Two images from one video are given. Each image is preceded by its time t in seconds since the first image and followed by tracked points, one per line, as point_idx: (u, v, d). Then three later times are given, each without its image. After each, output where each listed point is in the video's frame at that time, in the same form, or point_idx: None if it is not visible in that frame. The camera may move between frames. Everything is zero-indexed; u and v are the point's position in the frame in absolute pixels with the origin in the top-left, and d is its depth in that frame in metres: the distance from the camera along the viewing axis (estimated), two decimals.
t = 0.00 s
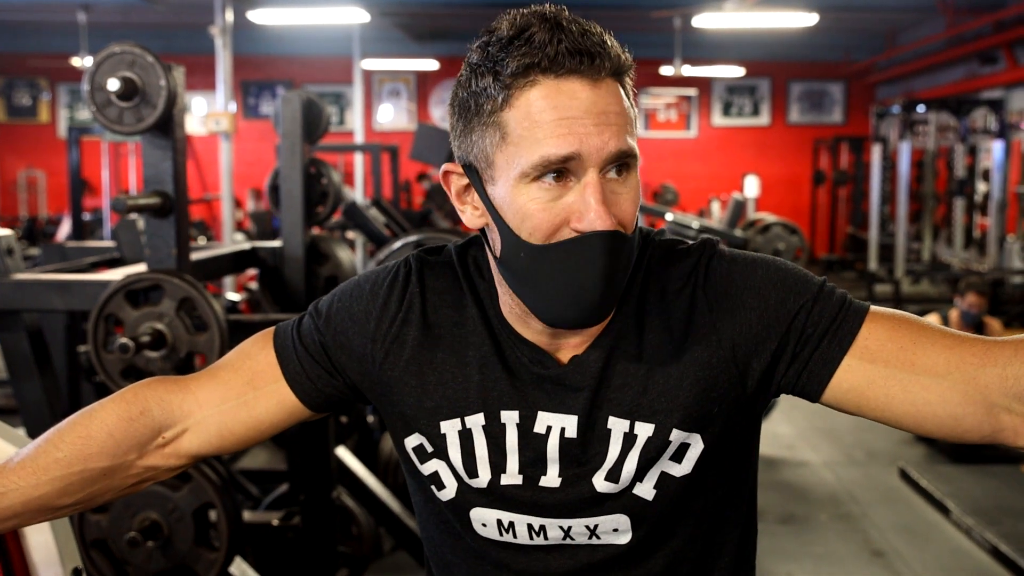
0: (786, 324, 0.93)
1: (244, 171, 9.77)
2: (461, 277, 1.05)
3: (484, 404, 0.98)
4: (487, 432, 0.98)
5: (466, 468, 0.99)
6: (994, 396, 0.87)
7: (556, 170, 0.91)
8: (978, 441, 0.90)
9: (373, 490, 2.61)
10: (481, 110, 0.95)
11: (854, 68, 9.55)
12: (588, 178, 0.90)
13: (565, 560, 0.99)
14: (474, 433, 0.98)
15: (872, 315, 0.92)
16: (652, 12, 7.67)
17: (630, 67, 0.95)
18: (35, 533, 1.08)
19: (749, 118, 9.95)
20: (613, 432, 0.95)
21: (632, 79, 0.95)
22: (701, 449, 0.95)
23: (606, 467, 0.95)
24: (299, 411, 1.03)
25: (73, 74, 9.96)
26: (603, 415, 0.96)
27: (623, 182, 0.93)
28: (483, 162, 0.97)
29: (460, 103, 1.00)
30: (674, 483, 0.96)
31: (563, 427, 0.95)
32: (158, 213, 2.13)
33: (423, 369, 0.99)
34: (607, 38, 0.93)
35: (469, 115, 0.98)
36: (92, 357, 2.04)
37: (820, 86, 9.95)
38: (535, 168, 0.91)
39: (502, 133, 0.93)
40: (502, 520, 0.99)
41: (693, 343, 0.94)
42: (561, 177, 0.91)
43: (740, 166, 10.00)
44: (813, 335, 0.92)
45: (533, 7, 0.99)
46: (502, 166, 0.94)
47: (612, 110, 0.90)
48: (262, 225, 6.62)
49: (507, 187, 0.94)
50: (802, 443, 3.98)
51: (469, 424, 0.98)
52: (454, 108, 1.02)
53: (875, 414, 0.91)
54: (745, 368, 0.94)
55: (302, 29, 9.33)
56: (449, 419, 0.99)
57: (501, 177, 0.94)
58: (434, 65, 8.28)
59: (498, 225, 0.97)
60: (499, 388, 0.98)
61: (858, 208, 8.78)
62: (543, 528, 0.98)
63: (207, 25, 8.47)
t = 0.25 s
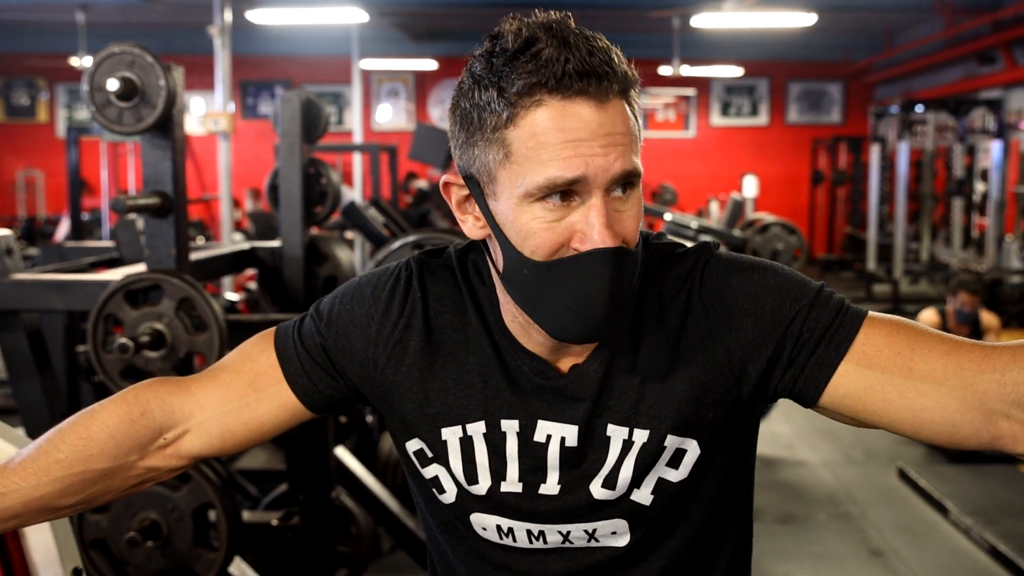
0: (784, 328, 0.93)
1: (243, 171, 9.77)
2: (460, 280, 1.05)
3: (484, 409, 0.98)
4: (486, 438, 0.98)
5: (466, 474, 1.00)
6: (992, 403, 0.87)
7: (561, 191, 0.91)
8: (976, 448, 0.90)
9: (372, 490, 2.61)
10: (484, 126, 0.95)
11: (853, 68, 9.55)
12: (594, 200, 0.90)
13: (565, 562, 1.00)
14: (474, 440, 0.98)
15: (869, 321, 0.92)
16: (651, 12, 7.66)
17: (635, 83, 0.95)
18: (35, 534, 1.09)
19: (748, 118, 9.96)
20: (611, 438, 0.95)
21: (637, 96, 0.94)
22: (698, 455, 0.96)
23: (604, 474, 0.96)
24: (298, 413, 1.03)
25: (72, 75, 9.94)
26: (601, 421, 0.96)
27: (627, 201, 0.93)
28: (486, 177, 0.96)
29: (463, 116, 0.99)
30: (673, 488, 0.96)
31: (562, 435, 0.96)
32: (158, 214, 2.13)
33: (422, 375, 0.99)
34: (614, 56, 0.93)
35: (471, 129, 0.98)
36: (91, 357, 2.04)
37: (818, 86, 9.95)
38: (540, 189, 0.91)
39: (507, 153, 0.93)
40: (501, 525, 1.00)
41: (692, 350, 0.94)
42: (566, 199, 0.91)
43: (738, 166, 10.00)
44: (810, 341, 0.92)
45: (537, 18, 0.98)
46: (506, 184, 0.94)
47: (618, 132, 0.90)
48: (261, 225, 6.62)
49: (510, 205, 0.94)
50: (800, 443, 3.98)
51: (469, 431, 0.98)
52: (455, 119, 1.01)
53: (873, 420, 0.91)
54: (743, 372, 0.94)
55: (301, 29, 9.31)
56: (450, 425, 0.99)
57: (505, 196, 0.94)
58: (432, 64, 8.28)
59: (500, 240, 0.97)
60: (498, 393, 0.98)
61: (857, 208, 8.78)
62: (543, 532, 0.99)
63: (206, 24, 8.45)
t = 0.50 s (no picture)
0: (784, 319, 0.93)
1: (242, 171, 9.76)
2: (461, 273, 1.05)
3: (485, 400, 0.98)
4: (487, 430, 0.98)
5: (466, 466, 0.99)
6: (993, 396, 0.87)
7: (568, 196, 0.91)
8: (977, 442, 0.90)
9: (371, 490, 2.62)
10: (489, 133, 0.95)
11: (851, 68, 9.55)
12: (600, 205, 0.91)
13: (564, 558, 1.00)
14: (475, 431, 0.98)
15: (871, 314, 0.92)
16: (649, 12, 7.66)
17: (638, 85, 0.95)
18: (35, 533, 1.09)
19: (746, 118, 9.96)
20: (611, 428, 0.95)
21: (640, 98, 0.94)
22: (699, 446, 0.95)
23: (605, 465, 0.95)
24: (297, 408, 1.04)
25: (70, 75, 9.94)
26: (602, 412, 0.96)
27: (633, 203, 0.93)
28: (491, 183, 0.97)
29: (466, 121, 0.99)
30: (673, 481, 0.96)
31: (564, 426, 0.96)
32: (157, 214, 2.13)
33: (423, 368, 1.00)
34: (616, 60, 0.92)
35: (475, 135, 0.98)
36: (91, 357, 2.04)
37: (817, 86, 9.96)
38: (547, 195, 0.91)
39: (513, 159, 0.93)
40: (501, 519, 1.00)
41: (693, 342, 0.95)
42: (572, 204, 0.91)
43: (737, 166, 10.00)
44: (810, 333, 0.92)
45: (537, 20, 0.98)
46: (512, 190, 0.94)
47: (622, 136, 0.90)
48: (259, 225, 6.62)
49: (517, 210, 0.94)
50: (799, 442, 3.98)
51: (469, 422, 0.98)
52: (458, 123, 1.02)
53: (874, 413, 0.91)
54: (743, 364, 0.94)
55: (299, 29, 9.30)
56: (450, 417, 0.99)
57: (512, 202, 0.94)
58: (431, 64, 8.28)
59: (505, 242, 0.97)
60: (498, 385, 0.98)
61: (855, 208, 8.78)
62: (543, 527, 0.98)
63: (204, 24, 8.45)
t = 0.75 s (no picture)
0: (784, 312, 0.93)
1: (240, 171, 9.77)
2: (460, 267, 1.05)
3: (484, 393, 0.98)
4: (486, 421, 0.98)
5: (464, 458, 0.99)
6: (992, 390, 0.87)
7: (560, 186, 0.91)
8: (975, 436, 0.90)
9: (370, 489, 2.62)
10: (484, 125, 0.95)
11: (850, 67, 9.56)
12: (592, 195, 0.91)
13: (560, 551, 0.99)
14: (473, 423, 0.98)
15: (870, 307, 0.92)
16: (648, 12, 7.67)
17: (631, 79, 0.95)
18: (35, 531, 1.09)
19: (745, 118, 9.97)
20: (610, 419, 0.95)
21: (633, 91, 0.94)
22: (698, 438, 0.96)
23: (603, 456, 0.95)
24: (297, 404, 1.04)
25: (69, 75, 9.93)
26: (602, 403, 0.96)
27: (627, 195, 0.93)
28: (487, 175, 0.97)
29: (462, 115, 0.99)
30: (672, 473, 0.96)
31: (562, 416, 0.96)
32: (157, 213, 2.13)
33: (423, 361, 1.00)
34: (608, 52, 0.93)
35: (471, 128, 0.98)
36: (91, 356, 2.04)
37: (816, 86, 9.96)
38: (540, 185, 0.91)
39: (506, 150, 0.93)
40: (498, 511, 0.99)
41: (693, 335, 0.95)
42: (565, 195, 0.91)
43: (735, 166, 10.01)
44: (811, 327, 0.92)
45: (531, 17, 0.99)
46: (505, 181, 0.94)
47: (615, 127, 0.90)
48: (258, 225, 6.62)
49: (510, 201, 0.95)
50: (798, 442, 3.99)
51: (468, 414, 0.99)
52: (455, 118, 1.02)
53: (872, 405, 0.91)
54: (743, 357, 0.94)
55: (298, 29, 9.30)
56: (448, 408, 0.99)
57: (506, 193, 0.94)
58: (430, 65, 8.28)
59: (501, 234, 0.97)
60: (497, 378, 0.98)
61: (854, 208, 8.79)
62: (540, 519, 0.98)
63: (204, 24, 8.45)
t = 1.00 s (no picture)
0: (784, 311, 0.93)
1: (239, 171, 9.77)
2: (460, 267, 1.05)
3: (482, 391, 0.98)
4: (486, 419, 0.98)
5: (463, 455, 0.99)
6: (993, 390, 0.87)
7: (542, 170, 0.91)
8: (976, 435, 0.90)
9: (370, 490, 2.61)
10: (474, 109, 0.96)
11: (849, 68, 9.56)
12: (572, 180, 0.91)
13: (559, 551, 0.99)
14: (472, 420, 0.98)
15: (872, 306, 0.92)
16: (647, 12, 7.66)
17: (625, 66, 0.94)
18: (35, 530, 1.09)
19: (744, 118, 9.98)
20: (610, 417, 0.95)
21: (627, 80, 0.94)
22: (699, 436, 0.96)
23: (603, 455, 0.95)
24: (297, 403, 1.03)
25: (68, 75, 9.93)
26: (601, 401, 0.96)
27: (612, 182, 0.93)
28: (477, 159, 0.97)
29: (459, 99, 1.00)
30: (671, 471, 0.96)
31: (561, 413, 0.96)
32: (156, 213, 2.13)
33: (423, 360, 1.00)
34: (600, 38, 0.92)
35: (465, 112, 0.98)
36: (90, 356, 2.03)
37: (815, 86, 9.96)
38: (522, 168, 0.92)
39: (492, 133, 0.94)
40: (498, 510, 0.99)
41: (692, 333, 0.95)
42: (548, 179, 0.92)
43: (734, 165, 10.02)
44: (812, 325, 0.93)
45: (533, 5, 0.99)
46: (492, 164, 0.95)
47: (598, 113, 0.90)
48: (257, 224, 6.62)
49: (497, 183, 0.95)
50: (797, 442, 3.99)
51: (467, 411, 0.98)
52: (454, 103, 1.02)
53: (872, 404, 0.91)
54: (743, 356, 0.94)
55: (296, 30, 9.30)
56: (448, 406, 0.99)
57: (492, 176, 0.95)
58: (429, 65, 8.28)
59: (491, 223, 0.98)
60: (496, 376, 0.98)
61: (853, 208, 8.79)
62: (540, 517, 0.98)
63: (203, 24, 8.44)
